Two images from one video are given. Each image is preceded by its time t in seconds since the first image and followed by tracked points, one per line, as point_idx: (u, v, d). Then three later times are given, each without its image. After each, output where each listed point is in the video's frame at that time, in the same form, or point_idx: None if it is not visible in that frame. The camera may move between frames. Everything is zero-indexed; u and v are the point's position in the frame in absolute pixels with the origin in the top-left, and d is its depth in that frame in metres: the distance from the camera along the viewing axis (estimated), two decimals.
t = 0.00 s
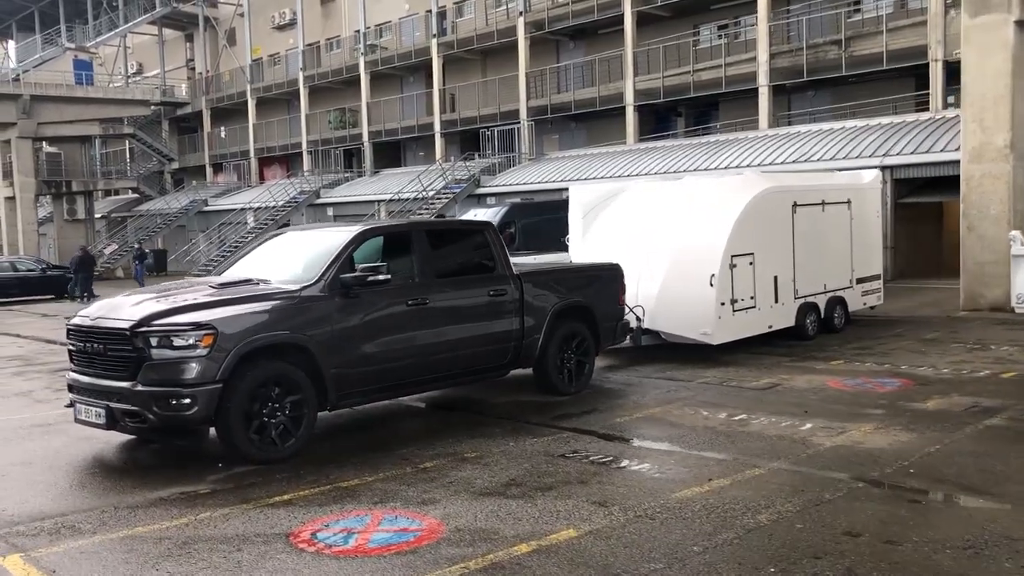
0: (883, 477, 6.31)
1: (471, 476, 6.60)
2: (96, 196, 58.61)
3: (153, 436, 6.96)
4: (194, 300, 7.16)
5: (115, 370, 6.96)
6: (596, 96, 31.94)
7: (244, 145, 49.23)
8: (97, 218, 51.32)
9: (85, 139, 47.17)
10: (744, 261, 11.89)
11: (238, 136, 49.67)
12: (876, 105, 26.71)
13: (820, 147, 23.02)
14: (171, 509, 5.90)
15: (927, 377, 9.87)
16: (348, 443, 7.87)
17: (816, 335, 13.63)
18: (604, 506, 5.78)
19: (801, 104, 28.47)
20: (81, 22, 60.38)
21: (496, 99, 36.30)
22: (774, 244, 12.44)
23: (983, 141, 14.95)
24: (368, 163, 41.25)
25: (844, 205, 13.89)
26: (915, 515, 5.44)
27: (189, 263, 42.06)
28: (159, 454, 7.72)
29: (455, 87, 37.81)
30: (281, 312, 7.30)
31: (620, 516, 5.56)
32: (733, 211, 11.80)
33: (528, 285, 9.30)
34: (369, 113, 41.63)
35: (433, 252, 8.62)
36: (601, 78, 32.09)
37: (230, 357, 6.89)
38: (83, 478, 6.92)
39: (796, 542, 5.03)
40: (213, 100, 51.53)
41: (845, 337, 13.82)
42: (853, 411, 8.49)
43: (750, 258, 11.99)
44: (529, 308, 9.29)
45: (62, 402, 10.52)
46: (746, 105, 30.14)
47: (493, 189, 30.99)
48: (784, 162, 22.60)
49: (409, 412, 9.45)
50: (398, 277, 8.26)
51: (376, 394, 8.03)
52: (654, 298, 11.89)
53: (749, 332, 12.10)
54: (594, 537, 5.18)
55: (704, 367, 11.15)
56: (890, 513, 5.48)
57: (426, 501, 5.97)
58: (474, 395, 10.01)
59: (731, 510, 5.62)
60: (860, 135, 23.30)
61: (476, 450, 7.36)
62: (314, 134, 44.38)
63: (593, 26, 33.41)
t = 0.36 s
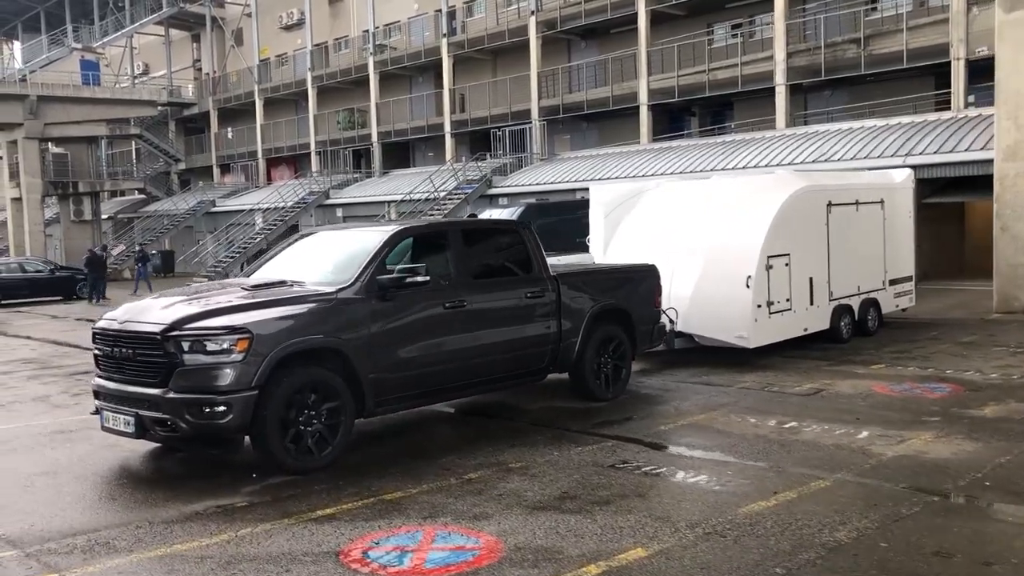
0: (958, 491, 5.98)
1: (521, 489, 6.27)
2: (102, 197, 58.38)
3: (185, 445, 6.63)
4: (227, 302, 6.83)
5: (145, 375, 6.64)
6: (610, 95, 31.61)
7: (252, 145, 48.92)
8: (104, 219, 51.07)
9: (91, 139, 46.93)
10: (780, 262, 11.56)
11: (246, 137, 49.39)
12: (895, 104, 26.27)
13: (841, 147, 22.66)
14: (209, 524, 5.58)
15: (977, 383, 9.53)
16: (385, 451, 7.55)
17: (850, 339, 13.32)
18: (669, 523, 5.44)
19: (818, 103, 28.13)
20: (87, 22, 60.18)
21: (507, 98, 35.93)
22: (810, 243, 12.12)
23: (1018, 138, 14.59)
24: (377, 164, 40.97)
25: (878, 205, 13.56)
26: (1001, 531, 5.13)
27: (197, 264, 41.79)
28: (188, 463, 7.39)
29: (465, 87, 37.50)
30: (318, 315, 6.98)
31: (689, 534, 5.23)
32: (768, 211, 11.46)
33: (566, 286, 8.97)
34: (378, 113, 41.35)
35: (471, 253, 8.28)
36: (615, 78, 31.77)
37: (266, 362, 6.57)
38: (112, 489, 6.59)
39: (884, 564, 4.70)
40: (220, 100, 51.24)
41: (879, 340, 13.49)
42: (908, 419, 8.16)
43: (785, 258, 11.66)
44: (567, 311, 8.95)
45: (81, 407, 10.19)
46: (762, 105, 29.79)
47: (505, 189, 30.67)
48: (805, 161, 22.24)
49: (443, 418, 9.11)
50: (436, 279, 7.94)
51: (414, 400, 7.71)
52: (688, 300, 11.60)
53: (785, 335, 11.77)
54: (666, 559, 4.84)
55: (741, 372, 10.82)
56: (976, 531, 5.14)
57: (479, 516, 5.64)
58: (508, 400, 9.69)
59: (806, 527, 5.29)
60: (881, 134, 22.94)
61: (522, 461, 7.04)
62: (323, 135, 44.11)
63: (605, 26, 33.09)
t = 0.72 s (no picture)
0: None
1: (581, 492, 5.99)
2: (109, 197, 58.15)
3: (224, 447, 6.36)
4: (267, 298, 6.57)
5: (183, 374, 6.37)
6: (624, 92, 31.31)
7: (261, 144, 48.65)
8: (111, 219, 50.82)
9: (99, 138, 46.67)
10: (820, 259, 11.26)
11: (255, 136, 49.11)
12: (914, 101, 25.94)
13: (863, 143, 22.33)
14: (257, 530, 5.31)
15: None
16: (427, 452, 7.27)
17: (887, 337, 13.03)
18: (746, 530, 5.16)
19: (835, 101, 27.83)
20: (94, 22, 59.95)
21: (519, 96, 35.62)
22: (849, 239, 11.80)
23: None
24: (387, 163, 40.71)
25: (913, 200, 13.23)
26: None
27: (206, 264, 41.56)
28: (224, 464, 7.12)
29: (476, 85, 37.19)
30: (361, 311, 6.71)
31: (768, 542, 4.95)
32: (807, 206, 11.16)
33: (609, 283, 8.66)
34: (388, 112, 41.08)
35: (512, 246, 7.98)
36: (629, 75, 31.46)
37: (309, 361, 6.31)
38: (149, 491, 6.31)
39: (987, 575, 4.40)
40: (228, 99, 51.00)
41: (915, 340, 13.18)
42: (967, 419, 7.86)
43: (825, 255, 11.36)
44: (610, 307, 8.64)
45: (105, 407, 9.92)
46: (778, 102, 29.47)
47: (518, 187, 30.34)
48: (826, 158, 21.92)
49: (481, 417, 8.83)
50: (478, 274, 7.65)
51: (456, 401, 7.43)
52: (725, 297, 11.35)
53: (824, 334, 11.48)
54: (750, 570, 4.56)
55: (782, 371, 10.53)
56: None
57: (542, 522, 5.37)
58: (546, 400, 9.38)
59: (893, 534, 5.00)
60: (904, 130, 22.61)
61: (574, 463, 6.75)
62: (332, 134, 43.87)
63: (619, 23, 32.78)
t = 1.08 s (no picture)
0: None
1: (636, 499, 5.67)
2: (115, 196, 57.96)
3: (258, 450, 6.05)
4: (302, 294, 6.25)
5: (214, 374, 6.07)
6: (637, 89, 31.02)
7: (268, 143, 48.38)
8: (117, 218, 50.61)
9: (106, 137, 46.46)
10: (857, 256, 10.96)
11: (261, 134, 48.80)
12: (934, 97, 25.65)
13: (883, 140, 21.98)
14: (299, 539, 5.00)
15: None
16: (466, 455, 6.95)
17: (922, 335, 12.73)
18: (822, 540, 4.83)
19: (853, 97, 27.51)
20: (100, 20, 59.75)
21: (530, 94, 35.32)
22: (886, 235, 11.48)
23: None
24: (396, 161, 40.44)
25: (948, 195, 12.89)
26: None
27: (213, 263, 41.31)
28: (254, 469, 6.80)
29: (486, 83, 36.88)
30: (398, 307, 6.38)
31: (849, 553, 4.62)
32: (845, 202, 10.84)
33: (649, 280, 8.34)
34: (397, 110, 40.81)
35: (551, 240, 7.65)
36: (642, 72, 31.15)
37: (348, 359, 6.00)
38: (178, 496, 6.01)
39: None
40: (235, 98, 50.76)
41: (951, 339, 12.86)
42: None
43: (863, 251, 11.06)
44: (649, 304, 8.32)
45: (122, 408, 9.62)
46: (794, 99, 29.14)
47: (530, 185, 30.06)
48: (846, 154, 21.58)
49: (515, 418, 8.51)
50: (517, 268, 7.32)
51: (496, 402, 7.10)
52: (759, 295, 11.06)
53: (861, 333, 11.19)
54: None
55: (822, 371, 10.21)
56: None
57: (601, 531, 5.04)
58: (580, 401, 9.06)
59: (983, 545, 4.66)
60: (925, 126, 22.24)
61: (623, 467, 6.42)
62: (340, 132, 43.60)
63: (631, 19, 32.45)
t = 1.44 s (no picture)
0: None
1: (701, 509, 5.34)
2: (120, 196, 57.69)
3: (297, 456, 5.73)
4: (341, 292, 5.94)
5: (249, 376, 5.76)
6: (650, 87, 30.67)
7: (274, 142, 48.05)
8: (122, 218, 50.31)
9: (111, 136, 46.16)
10: (896, 253, 10.61)
11: (268, 133, 48.46)
12: (952, 94, 25.29)
13: (904, 137, 21.61)
14: (349, 554, 4.68)
15: None
16: (509, 460, 6.62)
17: (958, 337, 12.40)
18: (912, 556, 4.49)
19: (869, 94, 27.17)
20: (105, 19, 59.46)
21: (541, 92, 34.95)
22: (924, 232, 11.13)
23: None
24: (404, 160, 40.11)
25: (983, 192, 12.54)
26: None
27: (220, 263, 41.02)
28: (288, 475, 6.48)
29: (495, 81, 36.52)
30: (441, 306, 6.07)
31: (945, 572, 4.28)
32: (885, 197, 10.49)
33: (692, 278, 8.01)
34: (405, 108, 40.46)
35: (594, 236, 7.32)
36: (655, 69, 30.80)
37: (392, 361, 5.69)
38: (213, 504, 5.69)
39: None
40: (241, 97, 50.49)
41: (987, 339, 12.54)
42: None
43: (901, 248, 10.71)
44: (692, 304, 8.00)
45: (141, 410, 9.32)
46: (809, 96, 28.78)
47: (541, 183, 29.73)
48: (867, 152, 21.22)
49: (551, 421, 8.18)
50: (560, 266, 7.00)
51: (540, 405, 6.78)
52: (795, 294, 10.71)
53: (900, 332, 10.84)
54: None
55: (863, 372, 9.88)
56: None
57: (670, 545, 4.72)
58: (618, 403, 8.73)
59: None
60: (946, 123, 21.88)
61: (678, 475, 6.10)
62: (347, 131, 43.30)
63: (643, 16, 32.09)
